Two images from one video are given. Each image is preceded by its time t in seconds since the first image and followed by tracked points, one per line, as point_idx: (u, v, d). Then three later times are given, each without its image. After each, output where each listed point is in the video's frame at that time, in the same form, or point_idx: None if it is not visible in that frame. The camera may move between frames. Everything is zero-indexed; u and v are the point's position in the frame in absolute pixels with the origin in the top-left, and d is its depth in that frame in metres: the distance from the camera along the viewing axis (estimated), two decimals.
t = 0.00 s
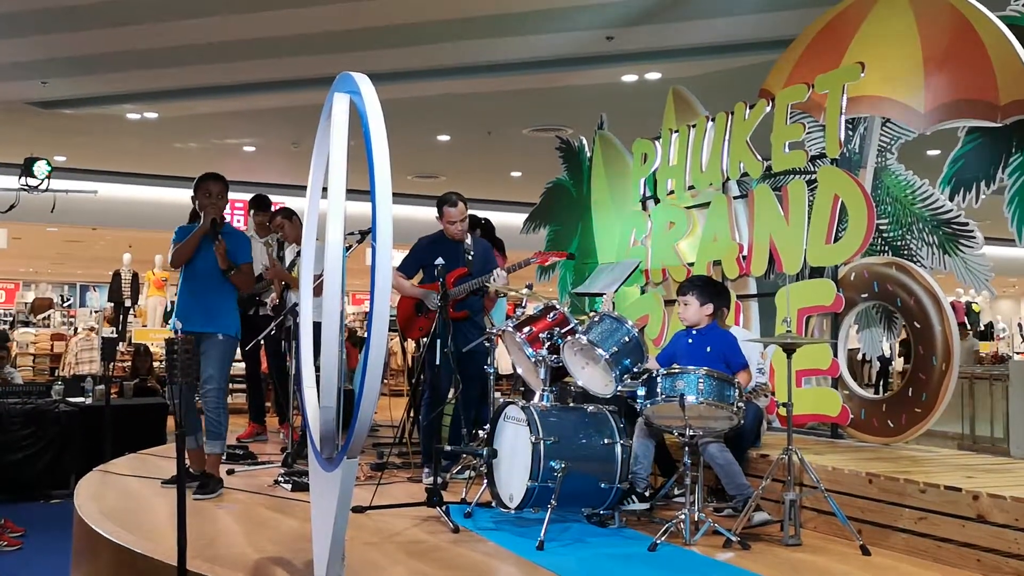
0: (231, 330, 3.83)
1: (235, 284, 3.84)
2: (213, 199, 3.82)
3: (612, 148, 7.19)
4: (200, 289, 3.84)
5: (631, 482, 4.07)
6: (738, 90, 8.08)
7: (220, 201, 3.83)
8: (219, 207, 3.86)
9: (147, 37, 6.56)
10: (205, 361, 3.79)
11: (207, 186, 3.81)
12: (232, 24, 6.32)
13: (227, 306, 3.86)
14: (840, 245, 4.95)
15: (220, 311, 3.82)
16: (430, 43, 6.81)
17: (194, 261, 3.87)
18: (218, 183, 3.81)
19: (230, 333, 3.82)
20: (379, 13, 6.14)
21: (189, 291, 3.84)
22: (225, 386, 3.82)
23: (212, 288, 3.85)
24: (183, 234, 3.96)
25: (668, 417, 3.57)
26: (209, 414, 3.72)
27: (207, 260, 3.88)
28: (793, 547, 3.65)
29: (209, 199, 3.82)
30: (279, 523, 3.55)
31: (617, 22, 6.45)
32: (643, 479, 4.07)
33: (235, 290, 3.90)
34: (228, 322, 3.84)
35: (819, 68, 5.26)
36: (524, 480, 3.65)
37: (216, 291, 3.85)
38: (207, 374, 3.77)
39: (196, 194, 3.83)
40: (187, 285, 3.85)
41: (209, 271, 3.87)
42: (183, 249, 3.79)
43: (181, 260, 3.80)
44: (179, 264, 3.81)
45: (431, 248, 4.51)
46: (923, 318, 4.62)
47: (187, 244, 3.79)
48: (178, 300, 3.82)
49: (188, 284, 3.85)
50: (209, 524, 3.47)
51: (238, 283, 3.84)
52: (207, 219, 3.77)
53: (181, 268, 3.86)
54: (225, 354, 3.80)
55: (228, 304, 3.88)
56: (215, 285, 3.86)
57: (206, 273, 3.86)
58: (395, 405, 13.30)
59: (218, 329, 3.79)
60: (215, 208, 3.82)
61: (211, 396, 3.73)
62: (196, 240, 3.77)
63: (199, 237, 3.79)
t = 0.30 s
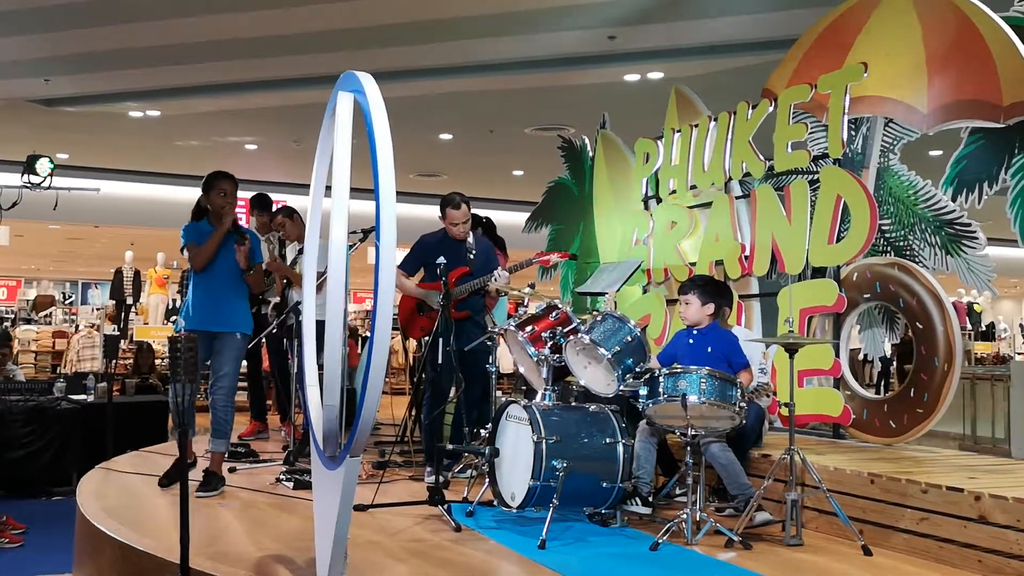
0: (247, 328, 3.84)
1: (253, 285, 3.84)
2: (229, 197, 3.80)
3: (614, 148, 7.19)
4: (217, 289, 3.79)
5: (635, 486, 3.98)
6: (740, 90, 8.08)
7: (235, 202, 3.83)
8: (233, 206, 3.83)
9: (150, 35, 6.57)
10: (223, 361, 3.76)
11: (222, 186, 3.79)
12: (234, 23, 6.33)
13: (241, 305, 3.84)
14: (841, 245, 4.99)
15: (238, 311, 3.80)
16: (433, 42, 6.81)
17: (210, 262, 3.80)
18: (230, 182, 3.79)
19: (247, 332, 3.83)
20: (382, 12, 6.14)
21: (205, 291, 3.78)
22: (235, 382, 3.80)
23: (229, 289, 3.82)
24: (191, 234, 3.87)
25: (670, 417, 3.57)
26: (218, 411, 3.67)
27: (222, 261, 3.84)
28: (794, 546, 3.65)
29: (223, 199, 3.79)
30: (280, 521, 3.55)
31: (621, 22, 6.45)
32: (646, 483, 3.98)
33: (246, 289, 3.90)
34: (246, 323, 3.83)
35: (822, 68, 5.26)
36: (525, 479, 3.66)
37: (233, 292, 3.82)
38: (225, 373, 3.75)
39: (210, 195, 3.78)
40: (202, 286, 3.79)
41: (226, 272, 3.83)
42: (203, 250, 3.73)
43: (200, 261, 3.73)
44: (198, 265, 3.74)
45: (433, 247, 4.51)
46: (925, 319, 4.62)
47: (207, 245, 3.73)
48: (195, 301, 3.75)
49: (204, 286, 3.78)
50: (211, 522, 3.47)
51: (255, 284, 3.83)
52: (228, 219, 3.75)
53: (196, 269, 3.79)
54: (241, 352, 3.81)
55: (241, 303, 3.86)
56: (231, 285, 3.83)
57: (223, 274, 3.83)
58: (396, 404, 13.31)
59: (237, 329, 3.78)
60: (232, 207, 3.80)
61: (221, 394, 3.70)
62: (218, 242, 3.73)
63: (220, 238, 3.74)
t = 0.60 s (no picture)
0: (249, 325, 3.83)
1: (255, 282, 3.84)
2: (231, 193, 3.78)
3: (615, 146, 7.19)
4: (222, 287, 3.77)
5: (634, 484, 4.03)
6: (741, 89, 8.07)
7: (236, 198, 3.82)
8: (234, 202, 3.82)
9: (152, 32, 6.57)
10: (227, 358, 3.76)
11: (225, 181, 3.76)
12: (236, 20, 6.32)
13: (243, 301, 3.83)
14: (841, 245, 4.99)
15: (242, 308, 3.80)
16: (435, 40, 6.81)
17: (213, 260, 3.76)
18: (232, 178, 3.77)
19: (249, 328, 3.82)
20: (383, 9, 6.14)
21: (207, 289, 3.74)
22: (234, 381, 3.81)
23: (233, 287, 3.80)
24: (190, 230, 3.81)
25: (670, 415, 3.57)
26: (219, 408, 3.72)
27: (225, 258, 3.80)
28: (794, 545, 3.66)
29: (225, 195, 3.77)
30: (281, 517, 3.55)
31: (622, 20, 6.44)
32: (646, 481, 4.03)
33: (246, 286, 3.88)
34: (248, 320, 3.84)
35: (824, 68, 5.25)
36: (525, 477, 3.66)
37: (237, 289, 3.80)
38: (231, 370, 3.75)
39: (212, 191, 3.74)
40: (206, 284, 3.75)
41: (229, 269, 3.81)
42: (210, 247, 3.69)
43: (206, 258, 3.69)
44: (206, 263, 3.68)
45: (432, 244, 4.51)
46: (926, 318, 4.62)
47: (214, 242, 3.70)
48: (199, 298, 3.71)
49: (208, 284, 3.75)
50: (211, 518, 3.48)
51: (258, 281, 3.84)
52: (235, 216, 3.74)
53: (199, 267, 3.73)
54: (243, 349, 3.81)
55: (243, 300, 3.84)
56: (234, 283, 3.81)
57: (226, 271, 3.80)
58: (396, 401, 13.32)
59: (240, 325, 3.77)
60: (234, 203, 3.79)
61: (225, 391, 3.74)
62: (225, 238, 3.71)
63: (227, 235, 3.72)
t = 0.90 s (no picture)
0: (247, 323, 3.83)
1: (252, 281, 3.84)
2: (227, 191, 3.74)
3: (615, 145, 7.18)
4: (220, 286, 3.76)
5: (634, 483, 4.04)
6: (742, 87, 8.07)
7: (231, 194, 3.78)
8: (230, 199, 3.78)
9: (152, 30, 6.57)
10: (227, 358, 3.76)
11: (220, 178, 3.71)
12: (237, 18, 6.32)
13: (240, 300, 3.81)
14: (842, 244, 4.99)
15: (239, 307, 3.79)
16: (435, 38, 6.81)
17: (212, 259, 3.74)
18: (227, 174, 3.72)
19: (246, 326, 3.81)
20: (383, 8, 6.13)
21: (206, 288, 3.73)
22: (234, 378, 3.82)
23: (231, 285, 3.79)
24: (185, 227, 3.77)
25: (670, 413, 3.57)
26: (218, 408, 3.74)
27: (222, 255, 3.79)
28: (794, 544, 3.66)
29: (219, 191, 3.73)
30: (281, 515, 3.56)
31: (623, 19, 6.43)
32: (646, 480, 4.05)
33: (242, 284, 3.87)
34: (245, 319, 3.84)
35: (824, 66, 5.25)
36: (525, 475, 3.67)
37: (234, 288, 3.79)
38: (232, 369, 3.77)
39: (207, 187, 3.70)
40: (203, 283, 3.73)
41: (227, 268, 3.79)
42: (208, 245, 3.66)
43: (205, 257, 3.66)
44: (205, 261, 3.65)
45: (431, 242, 4.52)
46: (926, 317, 4.63)
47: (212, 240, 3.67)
48: (196, 298, 3.69)
49: (205, 284, 3.73)
50: (212, 516, 3.48)
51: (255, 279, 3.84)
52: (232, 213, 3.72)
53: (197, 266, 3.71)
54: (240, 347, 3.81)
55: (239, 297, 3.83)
56: (231, 281, 3.80)
57: (223, 269, 3.79)
58: (397, 399, 13.33)
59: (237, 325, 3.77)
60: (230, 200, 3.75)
61: (225, 388, 3.76)
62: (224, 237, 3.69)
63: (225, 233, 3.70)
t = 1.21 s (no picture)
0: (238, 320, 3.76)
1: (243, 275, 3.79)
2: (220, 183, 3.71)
3: (616, 142, 7.18)
4: (211, 282, 3.69)
5: (636, 473, 4.09)
6: (743, 84, 8.06)
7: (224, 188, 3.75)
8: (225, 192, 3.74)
9: (152, 27, 6.56)
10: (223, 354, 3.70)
11: (212, 170, 3.70)
12: (237, 15, 6.32)
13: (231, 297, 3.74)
14: (842, 241, 4.99)
15: (230, 304, 3.72)
16: (435, 35, 6.80)
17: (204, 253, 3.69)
18: (221, 167, 3.73)
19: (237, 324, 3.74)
20: (383, 4, 6.13)
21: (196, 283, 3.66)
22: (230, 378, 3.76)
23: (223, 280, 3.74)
24: (179, 221, 3.71)
25: (670, 410, 3.58)
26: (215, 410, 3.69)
27: (214, 251, 3.72)
28: (794, 540, 3.66)
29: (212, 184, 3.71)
30: (282, 512, 3.56)
31: (624, 15, 6.42)
32: (647, 470, 4.10)
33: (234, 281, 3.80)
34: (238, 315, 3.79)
35: (825, 63, 5.24)
36: (525, 472, 3.67)
37: (224, 284, 3.73)
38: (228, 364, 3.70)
39: (199, 179, 3.68)
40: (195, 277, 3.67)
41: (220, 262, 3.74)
42: (199, 239, 3.61)
43: (198, 251, 3.61)
44: (195, 256, 3.60)
45: (434, 240, 4.51)
46: (927, 314, 4.63)
47: (203, 234, 3.62)
48: (186, 292, 3.63)
49: (196, 279, 3.66)
50: (213, 513, 3.49)
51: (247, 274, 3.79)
52: (221, 205, 3.67)
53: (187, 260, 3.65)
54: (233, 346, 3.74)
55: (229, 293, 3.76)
56: (222, 275, 3.74)
57: (215, 264, 3.72)
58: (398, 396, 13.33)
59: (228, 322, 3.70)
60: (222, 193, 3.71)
61: (219, 392, 3.69)
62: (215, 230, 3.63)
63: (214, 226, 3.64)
